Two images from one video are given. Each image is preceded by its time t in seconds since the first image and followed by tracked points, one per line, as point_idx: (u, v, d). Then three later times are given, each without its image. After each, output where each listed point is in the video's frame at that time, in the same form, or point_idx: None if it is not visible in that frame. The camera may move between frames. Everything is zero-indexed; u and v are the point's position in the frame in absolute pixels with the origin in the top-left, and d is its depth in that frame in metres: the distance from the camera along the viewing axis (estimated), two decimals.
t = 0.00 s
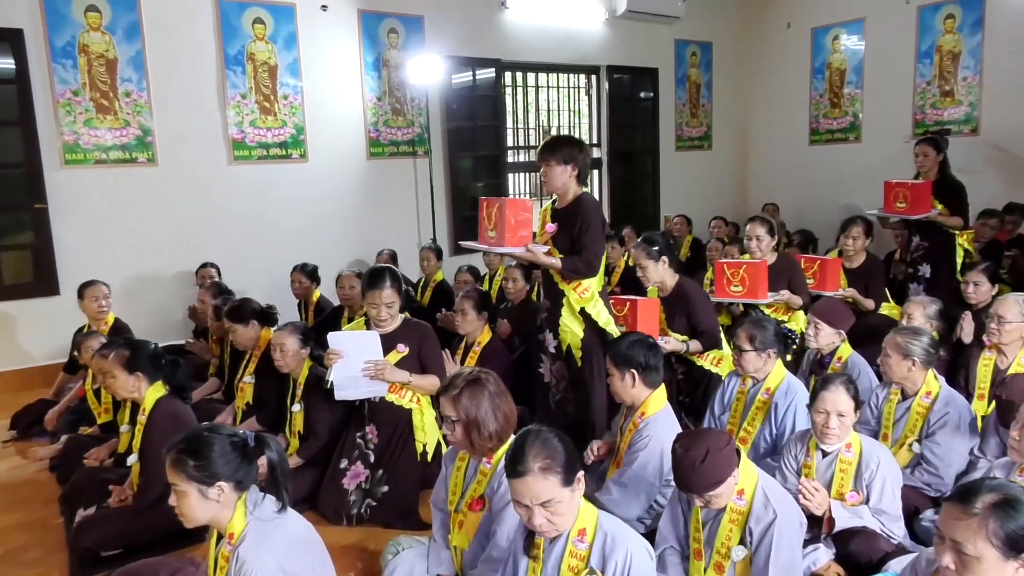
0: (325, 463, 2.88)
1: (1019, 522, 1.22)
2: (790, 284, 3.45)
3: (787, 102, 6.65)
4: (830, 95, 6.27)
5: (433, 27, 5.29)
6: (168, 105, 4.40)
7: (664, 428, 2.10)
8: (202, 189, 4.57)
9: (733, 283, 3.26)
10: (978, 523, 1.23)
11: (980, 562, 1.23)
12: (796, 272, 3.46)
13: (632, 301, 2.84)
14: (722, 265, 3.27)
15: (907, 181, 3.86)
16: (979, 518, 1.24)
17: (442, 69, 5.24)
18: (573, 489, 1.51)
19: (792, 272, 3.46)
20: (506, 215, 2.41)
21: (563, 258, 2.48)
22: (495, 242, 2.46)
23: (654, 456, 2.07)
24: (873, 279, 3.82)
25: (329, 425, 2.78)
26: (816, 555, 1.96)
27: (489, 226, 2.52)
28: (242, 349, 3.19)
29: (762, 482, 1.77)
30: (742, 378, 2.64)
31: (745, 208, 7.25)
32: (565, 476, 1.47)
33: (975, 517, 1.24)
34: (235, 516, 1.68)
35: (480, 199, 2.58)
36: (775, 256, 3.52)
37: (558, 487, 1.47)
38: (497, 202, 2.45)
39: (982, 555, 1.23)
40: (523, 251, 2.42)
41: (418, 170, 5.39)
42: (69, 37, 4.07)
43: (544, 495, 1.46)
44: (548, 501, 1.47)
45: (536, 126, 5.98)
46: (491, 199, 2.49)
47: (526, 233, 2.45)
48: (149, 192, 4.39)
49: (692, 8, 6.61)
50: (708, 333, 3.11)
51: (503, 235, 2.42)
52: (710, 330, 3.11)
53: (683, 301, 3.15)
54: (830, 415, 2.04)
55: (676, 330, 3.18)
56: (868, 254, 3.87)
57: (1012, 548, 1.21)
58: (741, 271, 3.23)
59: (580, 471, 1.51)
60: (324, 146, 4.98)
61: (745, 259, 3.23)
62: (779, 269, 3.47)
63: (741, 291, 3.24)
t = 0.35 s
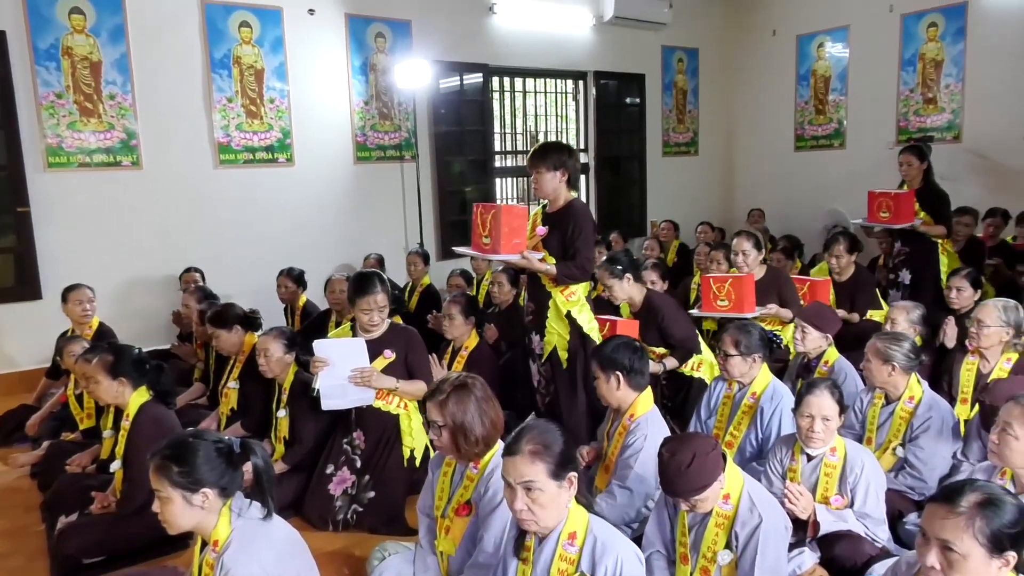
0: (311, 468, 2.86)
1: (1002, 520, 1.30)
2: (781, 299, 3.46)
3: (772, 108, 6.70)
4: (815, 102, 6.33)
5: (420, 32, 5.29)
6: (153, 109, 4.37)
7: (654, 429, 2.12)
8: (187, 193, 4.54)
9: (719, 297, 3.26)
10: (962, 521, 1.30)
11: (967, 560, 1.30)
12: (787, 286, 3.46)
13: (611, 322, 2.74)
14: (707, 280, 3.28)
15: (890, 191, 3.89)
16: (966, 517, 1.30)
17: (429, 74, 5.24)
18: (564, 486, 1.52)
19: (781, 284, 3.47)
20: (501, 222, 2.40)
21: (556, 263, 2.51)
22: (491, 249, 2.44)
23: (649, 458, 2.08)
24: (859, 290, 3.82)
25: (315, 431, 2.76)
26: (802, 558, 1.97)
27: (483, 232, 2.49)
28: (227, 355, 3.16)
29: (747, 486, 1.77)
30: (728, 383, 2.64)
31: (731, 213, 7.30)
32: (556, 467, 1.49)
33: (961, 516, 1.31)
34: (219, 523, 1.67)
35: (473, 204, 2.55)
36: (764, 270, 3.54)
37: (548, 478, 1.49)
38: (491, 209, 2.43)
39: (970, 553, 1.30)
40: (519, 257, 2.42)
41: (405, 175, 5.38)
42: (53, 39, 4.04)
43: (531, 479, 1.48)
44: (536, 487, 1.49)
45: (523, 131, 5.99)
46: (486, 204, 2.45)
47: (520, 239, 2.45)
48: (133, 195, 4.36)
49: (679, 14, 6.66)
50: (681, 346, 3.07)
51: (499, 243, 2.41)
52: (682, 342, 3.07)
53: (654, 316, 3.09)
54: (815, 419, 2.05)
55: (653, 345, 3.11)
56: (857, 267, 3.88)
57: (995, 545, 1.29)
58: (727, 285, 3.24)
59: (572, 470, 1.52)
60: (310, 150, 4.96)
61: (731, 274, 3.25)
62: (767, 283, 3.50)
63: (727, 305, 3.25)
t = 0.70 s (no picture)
0: (295, 472, 2.84)
1: (992, 513, 1.38)
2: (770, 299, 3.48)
3: (756, 112, 6.75)
4: (798, 106, 6.38)
5: (406, 34, 5.28)
6: (136, 110, 4.34)
7: (642, 435, 2.12)
8: (171, 195, 4.50)
9: (698, 302, 3.27)
10: (955, 513, 1.38)
11: (958, 553, 1.38)
12: (777, 290, 3.48)
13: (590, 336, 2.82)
14: (687, 283, 3.27)
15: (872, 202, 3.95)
16: (958, 510, 1.38)
17: (415, 76, 5.23)
18: (549, 486, 1.52)
19: (770, 290, 3.48)
20: (492, 224, 2.40)
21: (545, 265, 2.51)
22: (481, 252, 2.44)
23: (633, 464, 2.09)
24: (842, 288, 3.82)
25: (299, 435, 2.75)
26: (785, 560, 1.98)
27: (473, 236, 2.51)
28: (210, 358, 3.14)
29: (731, 487, 1.78)
30: (713, 385, 2.66)
31: (716, 217, 7.34)
32: (538, 464, 1.49)
33: (953, 508, 1.39)
34: (200, 529, 1.65)
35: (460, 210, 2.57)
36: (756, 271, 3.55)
37: (532, 474, 1.50)
38: (481, 213, 2.44)
39: (961, 547, 1.38)
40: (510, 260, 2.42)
41: (391, 177, 5.37)
42: (34, 39, 3.99)
43: (516, 471, 1.50)
44: (518, 482, 1.50)
45: (509, 134, 5.99)
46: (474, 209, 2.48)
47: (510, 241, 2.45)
48: (115, 197, 4.32)
49: (663, 18, 6.69)
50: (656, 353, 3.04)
51: (489, 245, 2.41)
52: (657, 349, 3.04)
53: (625, 324, 3.04)
54: (799, 421, 2.06)
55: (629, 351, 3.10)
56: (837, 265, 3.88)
57: (987, 537, 1.38)
58: (704, 290, 3.24)
59: (560, 473, 1.53)
60: (295, 152, 4.94)
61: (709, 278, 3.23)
62: (756, 290, 3.50)
63: (705, 309, 3.25)
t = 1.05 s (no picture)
0: (279, 475, 2.83)
1: (974, 511, 1.40)
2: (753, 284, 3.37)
3: (739, 115, 6.80)
4: (781, 109, 6.43)
5: (391, 35, 5.27)
6: (117, 110, 4.30)
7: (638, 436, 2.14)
8: (152, 196, 4.46)
9: (678, 282, 3.38)
10: (940, 512, 1.40)
11: (942, 551, 1.39)
12: (761, 277, 3.36)
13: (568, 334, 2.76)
14: (669, 263, 3.39)
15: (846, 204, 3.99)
16: (942, 508, 1.40)
17: (400, 77, 5.22)
18: (522, 490, 1.54)
19: (754, 276, 3.37)
20: (470, 225, 2.40)
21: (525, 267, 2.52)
22: (460, 253, 2.45)
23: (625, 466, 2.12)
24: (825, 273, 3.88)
25: (283, 437, 2.73)
26: (768, 559, 1.99)
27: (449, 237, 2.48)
28: (192, 361, 3.11)
29: (714, 488, 1.79)
30: (697, 386, 2.68)
31: (700, 218, 7.38)
32: (510, 462, 1.54)
33: (938, 507, 1.40)
34: (182, 532, 1.64)
35: (435, 211, 2.55)
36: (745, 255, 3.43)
37: (505, 472, 1.54)
38: (457, 215, 2.43)
39: (945, 545, 1.39)
40: (489, 260, 2.44)
41: (375, 178, 5.36)
42: (13, 38, 3.94)
43: (491, 467, 1.55)
44: (493, 478, 1.55)
45: (493, 135, 6.00)
46: (451, 210, 2.45)
47: (488, 242, 2.45)
48: (96, 198, 4.28)
49: (647, 21, 6.73)
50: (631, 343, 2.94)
51: (468, 246, 2.41)
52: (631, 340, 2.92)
53: (598, 319, 2.85)
54: (781, 422, 2.08)
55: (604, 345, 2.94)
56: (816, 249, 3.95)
57: (969, 535, 1.40)
58: (684, 269, 3.34)
59: (535, 478, 1.54)
60: (279, 154, 4.91)
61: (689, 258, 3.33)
62: (740, 276, 3.40)
63: (684, 289, 3.35)
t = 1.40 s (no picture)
0: (263, 480, 2.80)
1: (956, 511, 1.42)
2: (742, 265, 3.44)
3: (724, 118, 6.83)
4: (765, 113, 6.48)
5: (376, 37, 5.26)
6: (99, 111, 4.26)
7: (629, 438, 2.15)
8: (135, 198, 4.42)
9: (669, 269, 3.40)
10: (922, 512, 1.41)
11: (925, 551, 1.41)
12: (750, 253, 3.42)
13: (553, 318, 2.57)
14: (659, 251, 3.41)
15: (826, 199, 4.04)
16: (924, 509, 1.41)
17: (385, 80, 5.21)
18: (505, 491, 1.54)
19: (743, 253, 3.43)
20: (440, 225, 2.41)
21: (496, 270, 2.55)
22: (429, 252, 2.47)
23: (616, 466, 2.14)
24: (811, 243, 3.78)
25: (267, 442, 2.71)
26: (752, 561, 1.99)
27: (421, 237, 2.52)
28: (176, 364, 3.08)
29: (699, 489, 1.79)
30: (682, 388, 2.69)
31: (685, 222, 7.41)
32: (494, 463, 1.54)
33: (920, 508, 1.42)
34: (164, 538, 1.62)
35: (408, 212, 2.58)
36: (731, 233, 3.48)
37: (489, 472, 1.54)
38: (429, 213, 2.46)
39: (928, 546, 1.41)
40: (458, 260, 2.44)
41: (360, 181, 5.34)
42: None
43: (476, 467, 1.55)
44: (477, 478, 1.55)
45: (479, 138, 5.99)
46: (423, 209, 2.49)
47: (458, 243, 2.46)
48: (77, 200, 4.23)
49: (632, 25, 6.76)
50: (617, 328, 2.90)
51: (438, 246, 2.43)
52: (616, 326, 2.90)
53: (581, 305, 2.87)
54: (765, 424, 2.09)
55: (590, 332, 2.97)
56: (799, 216, 3.84)
57: (951, 535, 1.41)
58: (673, 255, 3.36)
59: (519, 481, 1.54)
60: (263, 156, 4.89)
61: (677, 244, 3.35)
62: (729, 254, 3.44)
63: (676, 275, 3.37)
